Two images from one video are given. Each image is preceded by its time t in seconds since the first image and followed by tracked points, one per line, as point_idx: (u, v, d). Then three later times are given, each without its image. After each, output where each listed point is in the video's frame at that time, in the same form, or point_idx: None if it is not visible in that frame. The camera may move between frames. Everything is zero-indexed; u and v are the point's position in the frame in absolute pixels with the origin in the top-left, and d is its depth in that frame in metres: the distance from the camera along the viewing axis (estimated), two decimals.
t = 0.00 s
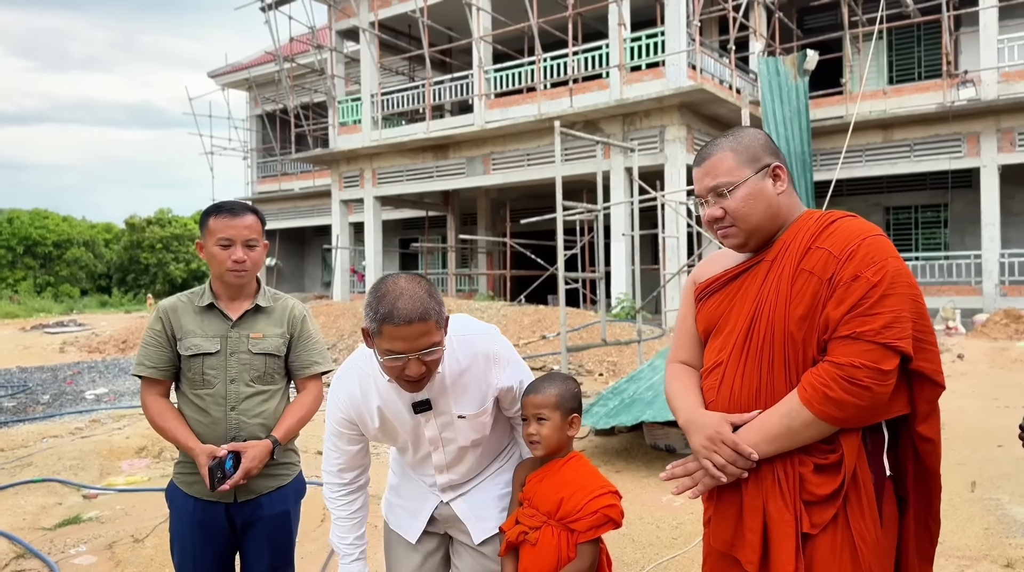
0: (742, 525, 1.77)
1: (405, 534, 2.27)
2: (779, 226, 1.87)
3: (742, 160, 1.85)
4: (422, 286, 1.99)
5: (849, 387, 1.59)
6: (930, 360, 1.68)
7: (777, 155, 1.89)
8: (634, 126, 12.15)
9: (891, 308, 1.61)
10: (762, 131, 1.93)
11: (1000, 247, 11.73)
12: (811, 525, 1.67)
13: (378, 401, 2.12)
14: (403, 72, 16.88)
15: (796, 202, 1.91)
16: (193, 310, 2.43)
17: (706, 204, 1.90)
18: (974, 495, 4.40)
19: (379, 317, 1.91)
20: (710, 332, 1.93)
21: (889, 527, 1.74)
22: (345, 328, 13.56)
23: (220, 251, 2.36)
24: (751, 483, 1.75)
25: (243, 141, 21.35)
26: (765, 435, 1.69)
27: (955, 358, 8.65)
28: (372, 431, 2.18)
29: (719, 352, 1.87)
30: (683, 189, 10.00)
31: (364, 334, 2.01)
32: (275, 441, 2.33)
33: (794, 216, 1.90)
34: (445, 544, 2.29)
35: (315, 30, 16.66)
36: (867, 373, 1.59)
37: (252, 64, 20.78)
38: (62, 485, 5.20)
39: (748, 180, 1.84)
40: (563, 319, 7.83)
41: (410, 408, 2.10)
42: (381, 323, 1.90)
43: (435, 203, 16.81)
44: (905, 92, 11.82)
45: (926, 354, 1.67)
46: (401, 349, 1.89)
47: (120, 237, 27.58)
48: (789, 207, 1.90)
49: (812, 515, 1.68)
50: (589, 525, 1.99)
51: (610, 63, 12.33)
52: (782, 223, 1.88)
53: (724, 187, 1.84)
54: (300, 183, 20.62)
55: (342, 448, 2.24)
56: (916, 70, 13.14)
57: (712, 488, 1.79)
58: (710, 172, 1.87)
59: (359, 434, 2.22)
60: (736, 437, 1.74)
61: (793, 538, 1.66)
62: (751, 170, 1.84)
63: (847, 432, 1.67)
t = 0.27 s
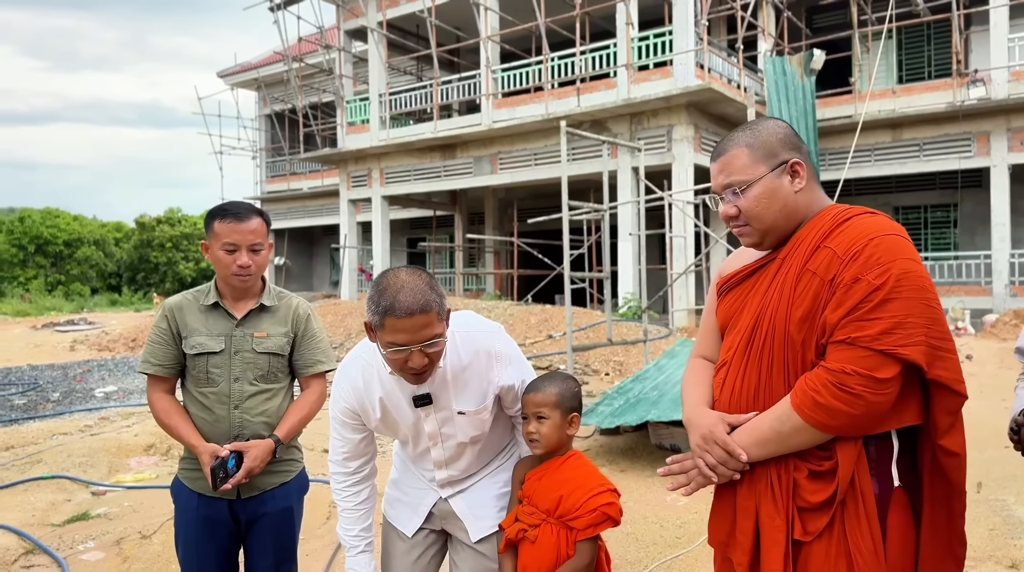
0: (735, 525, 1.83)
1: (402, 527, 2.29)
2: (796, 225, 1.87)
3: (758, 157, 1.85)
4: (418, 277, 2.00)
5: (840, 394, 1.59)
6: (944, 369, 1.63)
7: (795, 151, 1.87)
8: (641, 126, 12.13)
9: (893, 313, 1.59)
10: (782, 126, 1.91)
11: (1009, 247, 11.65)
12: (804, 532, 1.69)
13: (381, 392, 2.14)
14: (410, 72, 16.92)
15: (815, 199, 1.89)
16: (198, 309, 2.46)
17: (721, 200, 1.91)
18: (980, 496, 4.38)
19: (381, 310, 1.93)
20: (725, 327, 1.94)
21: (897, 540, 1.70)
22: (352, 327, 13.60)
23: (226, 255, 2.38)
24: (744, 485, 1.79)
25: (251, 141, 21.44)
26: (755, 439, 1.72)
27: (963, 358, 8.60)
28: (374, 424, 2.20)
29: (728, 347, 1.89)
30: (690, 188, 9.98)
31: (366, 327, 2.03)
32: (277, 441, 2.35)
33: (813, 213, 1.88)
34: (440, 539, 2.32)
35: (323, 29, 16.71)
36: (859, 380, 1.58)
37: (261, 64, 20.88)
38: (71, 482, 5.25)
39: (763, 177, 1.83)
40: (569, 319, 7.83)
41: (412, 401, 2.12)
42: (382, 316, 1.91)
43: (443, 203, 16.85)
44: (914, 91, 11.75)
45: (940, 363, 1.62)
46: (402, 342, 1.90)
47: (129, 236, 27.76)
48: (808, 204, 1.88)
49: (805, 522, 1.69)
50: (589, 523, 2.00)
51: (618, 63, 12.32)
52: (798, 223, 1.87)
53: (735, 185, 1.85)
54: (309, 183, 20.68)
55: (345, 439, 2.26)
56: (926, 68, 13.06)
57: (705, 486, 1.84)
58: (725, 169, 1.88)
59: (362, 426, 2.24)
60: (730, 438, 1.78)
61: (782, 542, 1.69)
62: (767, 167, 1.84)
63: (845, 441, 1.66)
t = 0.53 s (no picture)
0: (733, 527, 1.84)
1: (395, 525, 2.26)
2: (807, 222, 1.85)
3: (762, 153, 1.83)
4: (421, 261, 2.04)
5: (829, 399, 1.57)
6: (951, 376, 1.56)
7: (803, 144, 1.83)
8: (650, 125, 12.10)
9: (888, 316, 1.55)
10: (791, 117, 1.88)
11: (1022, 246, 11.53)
12: (800, 540, 1.69)
13: (383, 387, 2.13)
14: (419, 71, 16.95)
15: (829, 189, 1.85)
16: (201, 304, 2.46)
17: (731, 199, 1.91)
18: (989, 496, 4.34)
19: (394, 294, 1.95)
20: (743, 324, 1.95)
21: (906, 554, 1.63)
22: (360, 326, 13.63)
23: (231, 261, 2.37)
24: (742, 487, 1.81)
25: (261, 140, 21.53)
26: (749, 442, 1.73)
27: (974, 359, 8.52)
28: (373, 420, 2.20)
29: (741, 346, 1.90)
30: (698, 187, 9.94)
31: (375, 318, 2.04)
32: (281, 435, 2.36)
33: (826, 207, 1.84)
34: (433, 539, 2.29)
35: (332, 29, 16.76)
36: (848, 385, 1.56)
37: (271, 64, 20.96)
38: (80, 478, 5.29)
39: (767, 175, 1.82)
40: (576, 317, 7.82)
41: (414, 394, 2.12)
42: (398, 300, 1.94)
43: (451, 202, 16.86)
44: (925, 90, 11.67)
45: (945, 369, 1.55)
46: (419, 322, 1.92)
47: (141, 235, 27.97)
48: (820, 197, 1.84)
49: (801, 528, 1.69)
50: (587, 517, 1.99)
51: (627, 61, 12.29)
52: (809, 219, 1.84)
53: (741, 184, 1.85)
54: (318, 182, 20.75)
55: (342, 436, 2.26)
56: (937, 67, 12.95)
57: (704, 486, 1.87)
58: (731, 167, 1.88)
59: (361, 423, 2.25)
60: (727, 440, 1.81)
61: (776, 548, 1.70)
62: (772, 163, 1.82)
63: (841, 447, 1.63)
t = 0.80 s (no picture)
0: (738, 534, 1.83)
1: (387, 529, 2.19)
2: (810, 217, 1.83)
3: (757, 151, 1.83)
4: (408, 251, 2.04)
5: (816, 405, 1.56)
6: (950, 379, 1.51)
7: (798, 138, 1.82)
8: (659, 124, 12.05)
9: (876, 318, 1.51)
10: (785, 110, 1.86)
11: None
12: (800, 548, 1.67)
13: (379, 388, 2.06)
14: (429, 70, 16.98)
15: (830, 181, 1.83)
16: (203, 301, 2.46)
17: (733, 199, 1.91)
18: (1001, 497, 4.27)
19: (407, 283, 1.93)
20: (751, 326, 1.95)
21: (911, 563, 1.60)
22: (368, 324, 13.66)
23: (233, 260, 2.36)
24: (744, 493, 1.80)
25: (272, 140, 21.62)
26: (746, 448, 1.73)
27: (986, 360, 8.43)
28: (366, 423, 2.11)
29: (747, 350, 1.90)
30: (707, 187, 9.89)
31: (381, 317, 1.97)
32: (282, 431, 2.37)
33: (827, 201, 1.82)
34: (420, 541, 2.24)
35: (343, 29, 16.80)
36: (834, 392, 1.54)
37: (282, 63, 21.05)
38: (88, 474, 5.32)
39: (763, 173, 1.82)
40: (583, 317, 7.80)
41: (411, 389, 2.09)
42: (414, 289, 1.92)
43: (460, 201, 16.86)
44: (937, 89, 11.56)
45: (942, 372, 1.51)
46: (438, 302, 1.93)
47: (153, 233, 28.19)
48: (821, 190, 1.82)
49: (802, 537, 1.67)
50: (585, 514, 1.98)
51: (636, 60, 12.25)
52: (811, 214, 1.83)
53: (739, 183, 1.85)
54: (328, 181, 20.80)
55: (331, 446, 2.12)
56: (950, 66, 12.82)
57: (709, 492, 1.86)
58: (728, 166, 1.88)
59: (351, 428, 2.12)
60: (728, 445, 1.81)
61: (777, 555, 1.69)
62: (767, 161, 1.82)
63: (836, 455, 1.61)
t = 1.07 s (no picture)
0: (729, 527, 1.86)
1: (364, 532, 2.18)
2: (814, 213, 1.85)
3: (765, 143, 1.85)
4: (395, 246, 2.01)
5: (807, 400, 1.56)
6: (946, 380, 1.48)
7: (809, 133, 1.82)
8: (669, 123, 11.99)
9: (870, 314, 1.51)
10: (799, 104, 1.86)
11: None
12: (789, 546, 1.69)
13: (364, 387, 2.01)
14: (438, 70, 16.99)
15: (836, 178, 1.84)
16: (203, 299, 2.46)
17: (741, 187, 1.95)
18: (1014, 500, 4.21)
19: (403, 277, 1.89)
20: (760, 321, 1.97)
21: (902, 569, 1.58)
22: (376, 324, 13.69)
23: (235, 257, 2.36)
24: (736, 487, 1.83)
25: (283, 140, 21.71)
26: (738, 443, 1.75)
27: (997, 362, 8.34)
28: (347, 423, 2.04)
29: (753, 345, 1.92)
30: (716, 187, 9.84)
31: (375, 313, 1.91)
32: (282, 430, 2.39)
33: (833, 198, 1.84)
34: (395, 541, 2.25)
35: (353, 29, 16.85)
36: (825, 386, 1.53)
37: (292, 63, 21.13)
38: (96, 472, 5.36)
39: (769, 165, 1.84)
40: (591, 316, 7.78)
41: (395, 386, 2.07)
42: (411, 283, 1.88)
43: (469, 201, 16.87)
44: (949, 89, 11.45)
45: (937, 372, 1.48)
46: (432, 293, 1.91)
47: (165, 232, 28.39)
48: (827, 187, 1.83)
49: (790, 535, 1.69)
50: (586, 515, 1.95)
51: (646, 60, 12.20)
52: (816, 210, 1.85)
53: (746, 172, 1.88)
54: (339, 181, 20.85)
55: (311, 452, 1.97)
56: (963, 66, 12.70)
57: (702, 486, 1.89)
58: (737, 155, 1.91)
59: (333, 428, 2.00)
60: (721, 440, 1.83)
61: (765, 551, 1.71)
62: (774, 152, 1.83)
63: (828, 452, 1.61)
